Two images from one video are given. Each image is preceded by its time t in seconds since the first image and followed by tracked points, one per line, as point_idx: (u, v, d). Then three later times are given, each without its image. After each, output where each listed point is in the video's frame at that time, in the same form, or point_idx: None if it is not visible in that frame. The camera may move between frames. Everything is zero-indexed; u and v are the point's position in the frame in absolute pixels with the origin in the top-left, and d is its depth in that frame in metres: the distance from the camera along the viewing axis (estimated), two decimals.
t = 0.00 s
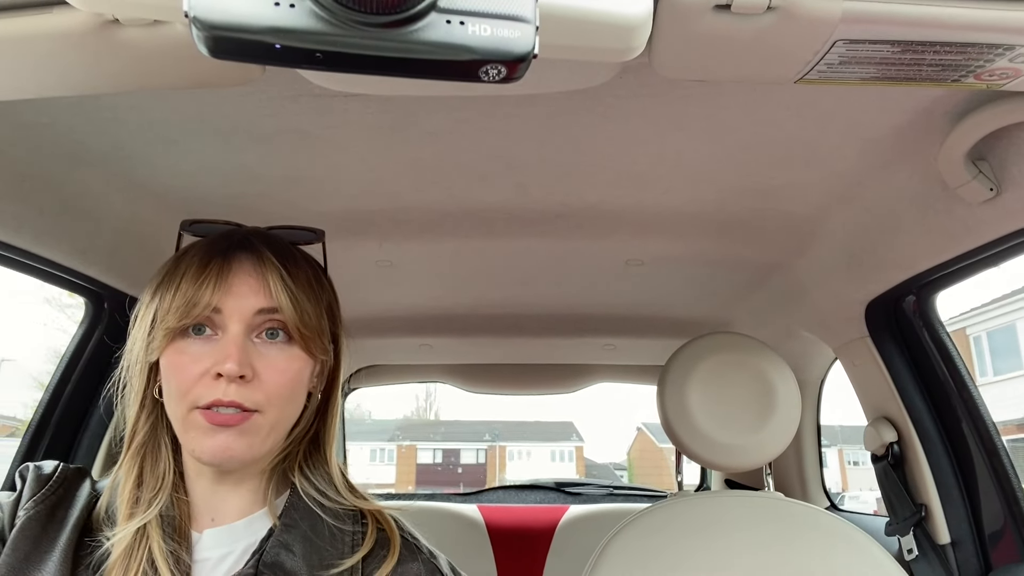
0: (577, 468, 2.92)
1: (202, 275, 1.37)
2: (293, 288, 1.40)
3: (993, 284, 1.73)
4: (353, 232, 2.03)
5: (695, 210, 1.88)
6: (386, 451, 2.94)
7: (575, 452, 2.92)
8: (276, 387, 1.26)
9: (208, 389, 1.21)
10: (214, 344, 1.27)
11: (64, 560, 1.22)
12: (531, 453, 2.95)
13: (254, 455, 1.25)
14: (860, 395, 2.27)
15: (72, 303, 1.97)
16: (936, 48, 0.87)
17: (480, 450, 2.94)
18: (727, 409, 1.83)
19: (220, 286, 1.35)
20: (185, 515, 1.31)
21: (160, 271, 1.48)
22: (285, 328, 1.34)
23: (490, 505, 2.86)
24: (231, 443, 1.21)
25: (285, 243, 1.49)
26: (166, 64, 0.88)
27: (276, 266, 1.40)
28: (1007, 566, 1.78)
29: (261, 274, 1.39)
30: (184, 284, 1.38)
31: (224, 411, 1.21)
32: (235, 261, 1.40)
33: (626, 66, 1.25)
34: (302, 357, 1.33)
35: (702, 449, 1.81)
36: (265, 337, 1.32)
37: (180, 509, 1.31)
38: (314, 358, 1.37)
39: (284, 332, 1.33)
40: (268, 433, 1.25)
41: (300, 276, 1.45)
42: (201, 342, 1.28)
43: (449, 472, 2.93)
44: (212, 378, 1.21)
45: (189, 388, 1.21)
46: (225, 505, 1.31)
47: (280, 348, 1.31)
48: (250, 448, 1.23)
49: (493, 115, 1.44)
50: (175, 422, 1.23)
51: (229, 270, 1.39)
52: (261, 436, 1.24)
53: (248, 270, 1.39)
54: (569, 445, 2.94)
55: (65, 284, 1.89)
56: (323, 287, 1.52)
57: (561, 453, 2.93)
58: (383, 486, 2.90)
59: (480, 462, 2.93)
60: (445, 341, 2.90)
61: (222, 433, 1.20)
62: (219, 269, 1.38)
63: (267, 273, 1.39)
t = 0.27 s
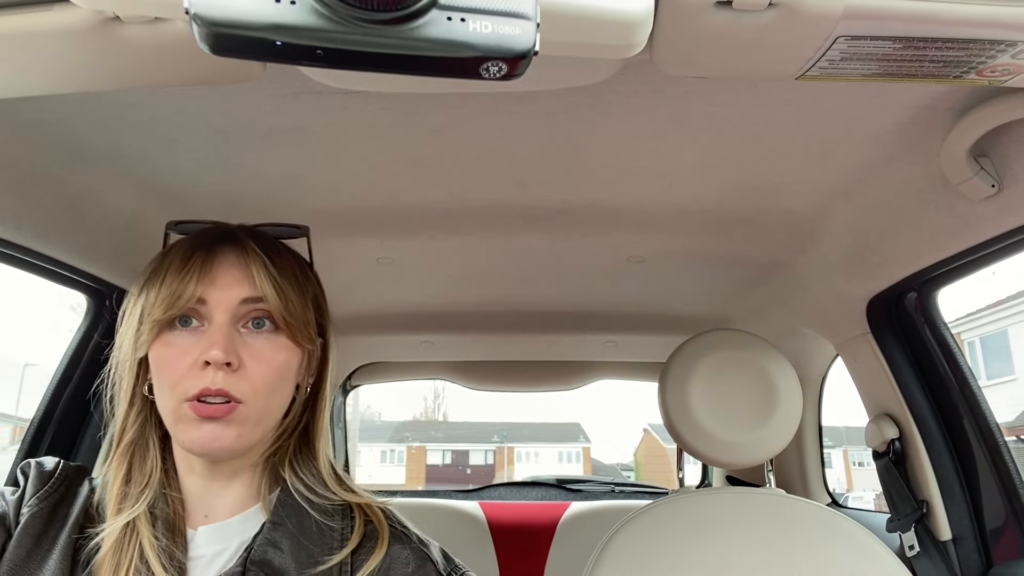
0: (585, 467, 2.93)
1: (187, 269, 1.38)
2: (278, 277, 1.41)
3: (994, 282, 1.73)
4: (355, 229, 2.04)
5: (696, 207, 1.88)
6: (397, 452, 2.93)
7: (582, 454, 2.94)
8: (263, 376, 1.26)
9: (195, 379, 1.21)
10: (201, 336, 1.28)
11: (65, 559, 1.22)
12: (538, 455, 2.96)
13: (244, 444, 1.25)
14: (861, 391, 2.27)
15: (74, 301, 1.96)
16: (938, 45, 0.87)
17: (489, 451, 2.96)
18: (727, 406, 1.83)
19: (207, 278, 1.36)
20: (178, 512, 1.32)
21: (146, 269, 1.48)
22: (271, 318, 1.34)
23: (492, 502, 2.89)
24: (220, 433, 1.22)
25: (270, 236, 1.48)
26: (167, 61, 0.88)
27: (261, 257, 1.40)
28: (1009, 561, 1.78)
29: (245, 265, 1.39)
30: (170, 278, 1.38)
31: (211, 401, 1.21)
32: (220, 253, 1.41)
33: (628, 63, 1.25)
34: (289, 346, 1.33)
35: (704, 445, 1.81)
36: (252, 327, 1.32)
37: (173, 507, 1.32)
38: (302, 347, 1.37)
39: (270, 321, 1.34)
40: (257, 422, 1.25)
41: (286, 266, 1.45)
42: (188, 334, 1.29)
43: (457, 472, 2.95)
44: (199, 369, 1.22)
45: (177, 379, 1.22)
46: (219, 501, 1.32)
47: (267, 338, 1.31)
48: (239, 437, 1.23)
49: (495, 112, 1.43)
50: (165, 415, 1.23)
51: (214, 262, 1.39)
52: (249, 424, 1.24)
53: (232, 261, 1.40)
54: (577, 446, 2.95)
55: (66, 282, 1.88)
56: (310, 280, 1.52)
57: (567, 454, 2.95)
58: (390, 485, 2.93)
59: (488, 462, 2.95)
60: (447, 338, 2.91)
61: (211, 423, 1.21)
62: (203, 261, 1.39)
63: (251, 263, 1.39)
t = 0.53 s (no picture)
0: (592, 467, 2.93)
1: (185, 267, 1.37)
2: (276, 275, 1.40)
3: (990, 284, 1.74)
4: (353, 229, 2.04)
5: (695, 207, 1.88)
6: (408, 452, 2.91)
7: (591, 453, 2.93)
8: (260, 374, 1.26)
9: (193, 378, 1.21)
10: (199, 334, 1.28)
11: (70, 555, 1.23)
12: (547, 454, 2.96)
13: (242, 442, 1.25)
14: (859, 393, 2.27)
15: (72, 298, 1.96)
16: (937, 46, 0.87)
17: (498, 450, 2.96)
18: (724, 406, 1.83)
19: (205, 276, 1.36)
20: (181, 509, 1.31)
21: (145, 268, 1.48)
22: (269, 316, 1.34)
23: (489, 501, 2.89)
24: (218, 431, 1.22)
25: (269, 234, 1.48)
26: (166, 60, 0.88)
27: (258, 255, 1.40)
28: (1005, 564, 1.78)
29: (242, 263, 1.39)
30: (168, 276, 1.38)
31: (209, 399, 1.21)
32: (218, 251, 1.41)
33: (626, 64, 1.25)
34: (287, 344, 1.33)
35: (702, 446, 1.82)
36: (250, 325, 1.32)
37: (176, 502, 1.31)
38: (300, 346, 1.37)
39: (268, 319, 1.33)
40: (255, 420, 1.25)
41: (284, 264, 1.45)
42: (186, 332, 1.29)
43: (467, 472, 2.96)
44: (197, 367, 1.22)
45: (176, 377, 1.22)
46: (220, 499, 1.32)
47: (265, 336, 1.31)
48: (237, 435, 1.23)
49: (494, 112, 1.43)
50: (163, 413, 1.23)
51: (211, 261, 1.39)
52: (247, 422, 1.24)
53: (230, 260, 1.39)
54: (586, 446, 2.94)
55: (64, 280, 1.88)
56: (309, 278, 1.52)
57: (576, 454, 2.95)
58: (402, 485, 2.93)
59: (498, 461, 2.95)
60: (445, 338, 2.91)
61: (208, 422, 1.21)
62: (201, 260, 1.38)
63: (248, 262, 1.39)
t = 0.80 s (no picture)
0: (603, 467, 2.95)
1: (170, 268, 1.37)
2: (261, 277, 1.40)
3: (983, 286, 1.74)
4: (348, 231, 2.03)
5: (689, 209, 1.88)
6: (419, 451, 2.93)
7: (600, 453, 2.94)
8: (245, 375, 1.25)
9: (176, 378, 1.21)
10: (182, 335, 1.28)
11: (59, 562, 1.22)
12: (557, 454, 2.94)
13: (227, 444, 1.24)
14: (853, 394, 2.28)
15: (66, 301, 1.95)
16: (930, 48, 0.87)
17: (508, 450, 2.96)
18: (719, 407, 1.83)
19: (189, 277, 1.36)
20: (168, 512, 1.31)
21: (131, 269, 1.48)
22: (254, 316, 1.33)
23: (485, 504, 2.88)
24: (202, 433, 1.21)
25: (255, 236, 1.47)
26: (161, 62, 0.88)
27: (244, 256, 1.40)
28: (1000, 565, 1.79)
29: (227, 265, 1.39)
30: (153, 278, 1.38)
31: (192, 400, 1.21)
32: (203, 253, 1.40)
33: (621, 66, 1.25)
34: (273, 346, 1.32)
35: (697, 447, 1.82)
36: (235, 325, 1.32)
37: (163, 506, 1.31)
38: (286, 346, 1.37)
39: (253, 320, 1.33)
40: (240, 421, 1.25)
41: (270, 266, 1.44)
42: (169, 333, 1.29)
43: (478, 472, 2.96)
44: (181, 368, 1.21)
45: (159, 379, 1.22)
46: (207, 502, 1.31)
47: (250, 337, 1.31)
48: (221, 436, 1.23)
49: (489, 114, 1.43)
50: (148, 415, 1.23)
51: (197, 262, 1.38)
52: (231, 424, 1.24)
53: (215, 260, 1.39)
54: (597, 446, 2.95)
55: (57, 283, 1.87)
56: (296, 279, 1.51)
57: (586, 453, 2.94)
58: (416, 485, 2.96)
59: (509, 461, 2.95)
60: (441, 340, 2.91)
61: (192, 424, 1.20)
62: (187, 261, 1.38)
63: (233, 263, 1.39)
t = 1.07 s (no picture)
0: (613, 466, 2.93)
1: (160, 275, 1.36)
2: (252, 283, 1.39)
3: (976, 287, 1.75)
4: (342, 232, 2.03)
5: (684, 211, 1.89)
6: (430, 451, 2.90)
7: (609, 452, 2.92)
8: (239, 385, 1.25)
9: (170, 390, 1.20)
10: (174, 344, 1.26)
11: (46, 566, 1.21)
12: (566, 452, 2.92)
13: (219, 453, 1.24)
14: (847, 395, 2.28)
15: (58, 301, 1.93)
16: (924, 51, 0.87)
17: (518, 449, 2.93)
18: (714, 408, 1.84)
19: (178, 283, 1.35)
20: (156, 512, 1.31)
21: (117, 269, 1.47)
22: (245, 324, 1.33)
23: (478, 505, 2.84)
24: (195, 444, 1.21)
25: (242, 239, 1.47)
26: (155, 62, 0.88)
27: (235, 263, 1.39)
28: (993, 565, 1.80)
29: (218, 271, 1.38)
30: (143, 283, 1.36)
31: (186, 411, 1.20)
32: (194, 258, 1.39)
33: (616, 67, 1.25)
34: (265, 353, 1.32)
35: (690, 448, 1.82)
36: (226, 333, 1.31)
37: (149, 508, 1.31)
38: (277, 353, 1.37)
39: (244, 327, 1.33)
40: (232, 431, 1.24)
41: (261, 271, 1.44)
42: (159, 342, 1.28)
43: (489, 472, 2.91)
44: (174, 378, 1.20)
45: (151, 389, 1.21)
46: (195, 504, 1.31)
47: (242, 345, 1.30)
48: (215, 445, 1.23)
49: (484, 115, 1.43)
50: (139, 425, 1.22)
51: (187, 268, 1.37)
52: (225, 433, 1.23)
53: (204, 267, 1.38)
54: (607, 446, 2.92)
55: (49, 283, 1.86)
56: (285, 282, 1.52)
57: (595, 452, 2.91)
58: (426, 485, 2.91)
59: (519, 460, 2.91)
60: (436, 341, 2.90)
61: (185, 434, 1.20)
62: (175, 268, 1.37)
63: (224, 269, 1.38)
